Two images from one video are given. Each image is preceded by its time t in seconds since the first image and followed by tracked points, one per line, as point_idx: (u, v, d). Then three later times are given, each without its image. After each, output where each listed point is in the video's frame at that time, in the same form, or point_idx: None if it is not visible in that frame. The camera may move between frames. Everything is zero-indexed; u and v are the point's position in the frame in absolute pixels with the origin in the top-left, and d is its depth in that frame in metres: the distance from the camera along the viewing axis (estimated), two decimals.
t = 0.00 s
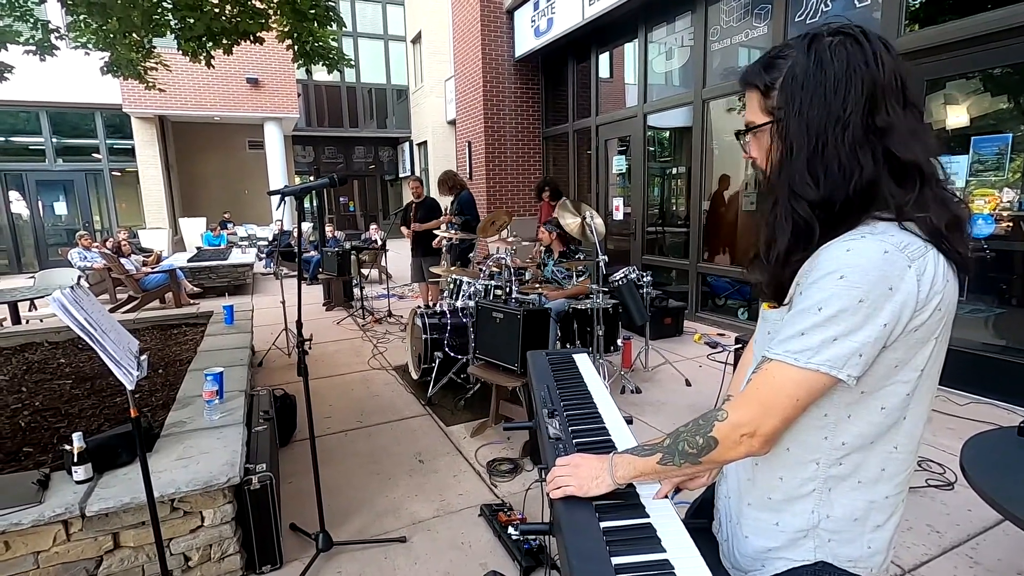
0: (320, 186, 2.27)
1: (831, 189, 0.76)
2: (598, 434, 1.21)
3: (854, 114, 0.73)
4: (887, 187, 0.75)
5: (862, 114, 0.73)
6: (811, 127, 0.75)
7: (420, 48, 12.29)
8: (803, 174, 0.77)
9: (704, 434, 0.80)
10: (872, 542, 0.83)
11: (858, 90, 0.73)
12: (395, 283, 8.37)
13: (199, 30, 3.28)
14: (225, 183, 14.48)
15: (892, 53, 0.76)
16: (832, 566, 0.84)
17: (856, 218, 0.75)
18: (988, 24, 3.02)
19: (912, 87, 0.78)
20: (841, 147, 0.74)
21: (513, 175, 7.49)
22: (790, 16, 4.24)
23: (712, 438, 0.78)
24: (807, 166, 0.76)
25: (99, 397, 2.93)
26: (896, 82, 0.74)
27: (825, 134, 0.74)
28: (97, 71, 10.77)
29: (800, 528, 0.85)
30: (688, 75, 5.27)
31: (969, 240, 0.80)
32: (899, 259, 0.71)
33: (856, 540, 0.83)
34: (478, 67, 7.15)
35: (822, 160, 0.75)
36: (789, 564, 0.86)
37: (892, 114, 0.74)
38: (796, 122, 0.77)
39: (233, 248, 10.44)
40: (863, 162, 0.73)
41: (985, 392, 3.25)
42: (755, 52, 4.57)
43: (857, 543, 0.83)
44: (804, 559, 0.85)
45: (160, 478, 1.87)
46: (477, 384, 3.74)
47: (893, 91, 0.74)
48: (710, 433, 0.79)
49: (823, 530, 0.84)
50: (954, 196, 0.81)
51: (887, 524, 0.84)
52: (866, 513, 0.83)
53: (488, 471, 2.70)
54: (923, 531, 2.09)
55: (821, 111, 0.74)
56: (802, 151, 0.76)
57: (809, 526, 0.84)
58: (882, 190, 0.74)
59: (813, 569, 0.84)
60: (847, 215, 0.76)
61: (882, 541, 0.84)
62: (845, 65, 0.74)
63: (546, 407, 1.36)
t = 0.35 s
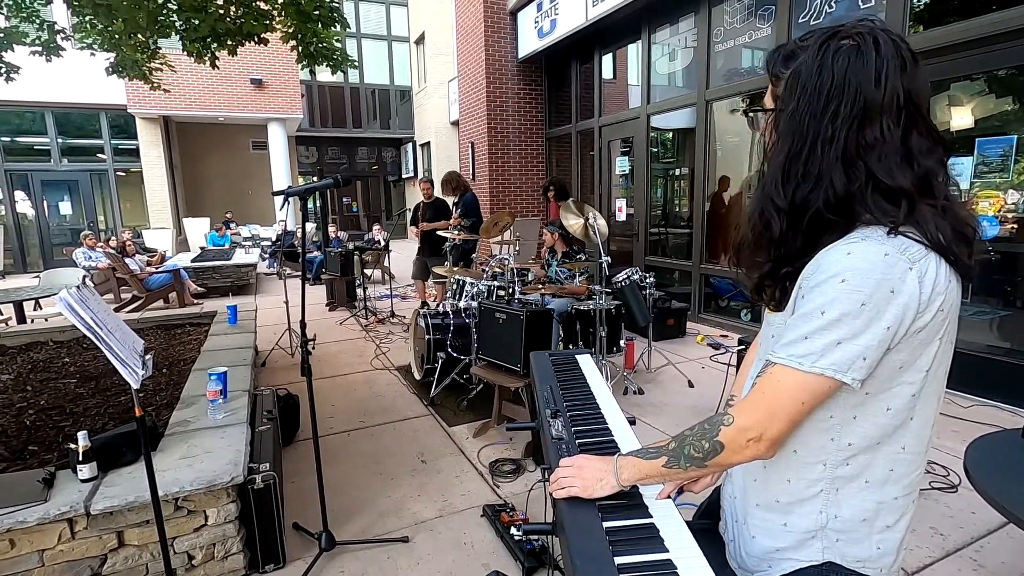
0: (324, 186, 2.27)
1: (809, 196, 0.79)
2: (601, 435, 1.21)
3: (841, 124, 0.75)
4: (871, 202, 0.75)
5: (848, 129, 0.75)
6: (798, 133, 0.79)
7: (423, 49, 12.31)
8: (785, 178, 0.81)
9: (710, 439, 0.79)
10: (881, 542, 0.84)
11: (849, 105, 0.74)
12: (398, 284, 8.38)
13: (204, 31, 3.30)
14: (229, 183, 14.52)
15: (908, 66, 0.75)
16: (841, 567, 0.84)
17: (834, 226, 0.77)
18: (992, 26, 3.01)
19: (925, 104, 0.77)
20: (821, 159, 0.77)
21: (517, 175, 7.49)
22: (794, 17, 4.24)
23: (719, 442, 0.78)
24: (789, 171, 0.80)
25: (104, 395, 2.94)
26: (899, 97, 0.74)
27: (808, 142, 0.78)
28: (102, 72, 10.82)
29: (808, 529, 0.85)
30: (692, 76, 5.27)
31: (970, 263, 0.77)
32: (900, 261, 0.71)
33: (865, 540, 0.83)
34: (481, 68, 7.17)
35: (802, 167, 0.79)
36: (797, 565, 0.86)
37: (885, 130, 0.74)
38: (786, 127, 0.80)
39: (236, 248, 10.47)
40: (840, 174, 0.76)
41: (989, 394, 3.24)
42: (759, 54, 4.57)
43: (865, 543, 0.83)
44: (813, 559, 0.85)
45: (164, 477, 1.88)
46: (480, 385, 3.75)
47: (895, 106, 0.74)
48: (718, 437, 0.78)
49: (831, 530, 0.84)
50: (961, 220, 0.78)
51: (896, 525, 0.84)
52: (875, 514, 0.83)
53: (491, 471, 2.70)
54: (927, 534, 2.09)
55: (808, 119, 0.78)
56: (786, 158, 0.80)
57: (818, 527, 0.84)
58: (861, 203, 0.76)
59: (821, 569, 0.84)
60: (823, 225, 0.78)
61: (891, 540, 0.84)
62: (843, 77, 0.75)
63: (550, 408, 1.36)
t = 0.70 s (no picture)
0: (325, 189, 2.28)
1: (799, 198, 0.79)
2: (603, 436, 1.22)
3: (821, 124, 0.76)
4: (860, 199, 0.76)
5: (827, 129, 0.76)
6: (781, 137, 0.79)
7: (424, 52, 12.34)
8: (773, 182, 0.81)
9: (712, 443, 0.78)
10: (891, 541, 0.83)
11: (825, 105, 0.75)
12: (400, 286, 8.39)
13: (207, 34, 3.31)
14: (231, 185, 14.55)
15: (874, 64, 0.76)
16: (849, 567, 0.84)
17: (827, 225, 0.77)
18: (993, 27, 3.02)
19: (898, 98, 0.78)
20: (806, 160, 0.77)
21: (518, 177, 7.51)
22: (795, 18, 4.25)
23: (721, 446, 0.77)
24: (774, 175, 0.80)
25: (106, 398, 2.95)
26: (872, 93, 0.75)
27: (792, 145, 0.78)
28: (105, 75, 10.86)
29: (816, 530, 0.85)
30: (692, 77, 5.28)
31: (963, 256, 0.78)
32: (891, 260, 0.71)
33: (874, 539, 0.83)
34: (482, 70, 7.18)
35: (789, 170, 0.79)
36: (806, 566, 0.86)
37: (865, 126, 0.75)
38: (768, 132, 0.80)
39: (238, 250, 10.50)
40: (827, 173, 0.76)
41: (991, 395, 3.23)
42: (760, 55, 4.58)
43: (875, 543, 0.83)
44: (822, 560, 0.85)
45: (167, 479, 1.89)
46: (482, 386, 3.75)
47: (870, 103, 0.75)
48: (719, 441, 0.77)
49: (839, 530, 0.84)
50: (949, 210, 0.79)
51: (905, 523, 0.84)
52: (882, 513, 0.83)
53: (492, 473, 2.70)
54: (929, 535, 2.09)
55: (790, 123, 0.78)
56: (771, 163, 0.80)
57: (825, 527, 0.84)
58: (850, 200, 0.76)
59: (831, 570, 0.84)
60: (815, 225, 0.78)
61: (901, 539, 0.84)
62: (814, 79, 0.76)
63: (551, 408, 1.37)
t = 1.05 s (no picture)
0: (326, 190, 2.29)
1: (795, 199, 0.78)
2: (603, 437, 1.21)
3: (815, 121, 0.75)
4: (856, 192, 0.76)
5: (822, 125, 0.75)
6: (774, 140, 0.78)
7: (425, 53, 12.35)
8: (771, 184, 0.80)
9: (744, 458, 0.76)
10: (895, 543, 0.83)
11: (818, 101, 0.75)
12: (400, 287, 8.40)
13: (207, 36, 3.32)
14: (232, 187, 14.56)
15: (855, 60, 0.78)
16: (852, 569, 0.84)
17: (826, 221, 0.77)
18: (994, 28, 3.02)
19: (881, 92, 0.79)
20: (802, 157, 0.76)
21: (518, 178, 7.52)
22: (795, 19, 4.26)
23: (755, 462, 0.75)
24: (770, 178, 0.80)
25: (107, 399, 2.95)
26: (859, 87, 0.76)
27: (786, 147, 0.77)
28: (106, 76, 10.87)
29: (819, 533, 0.85)
30: (692, 78, 5.28)
31: (956, 242, 0.80)
32: (889, 258, 0.71)
33: (877, 541, 0.83)
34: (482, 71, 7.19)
35: (784, 171, 0.78)
36: (810, 568, 0.86)
37: (856, 117, 0.75)
38: (760, 135, 0.79)
39: (238, 251, 10.51)
40: (825, 169, 0.76)
41: (992, 397, 3.23)
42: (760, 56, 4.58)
43: (879, 545, 0.83)
44: (825, 563, 0.85)
45: (167, 480, 1.89)
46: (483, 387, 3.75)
47: (857, 97, 0.75)
48: (752, 457, 0.76)
49: (842, 533, 0.84)
50: (933, 197, 0.81)
51: (909, 524, 0.84)
52: (886, 514, 0.83)
53: (492, 475, 2.70)
54: (930, 537, 2.08)
55: (783, 124, 0.77)
56: (767, 164, 0.79)
57: (828, 530, 0.84)
58: (847, 194, 0.76)
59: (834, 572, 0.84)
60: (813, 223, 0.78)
61: (905, 540, 0.84)
62: (804, 77, 0.76)
63: (551, 410, 1.37)
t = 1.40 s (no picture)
0: (325, 191, 2.28)
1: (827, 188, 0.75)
2: (603, 438, 1.21)
3: (832, 108, 0.74)
4: (874, 174, 0.75)
5: (837, 111, 0.74)
6: (798, 131, 0.74)
7: (425, 53, 12.35)
8: (802, 176, 0.75)
9: (859, 476, 0.69)
10: (895, 537, 0.83)
11: (827, 91, 0.74)
12: (400, 288, 8.40)
13: (207, 36, 3.32)
14: (231, 187, 14.57)
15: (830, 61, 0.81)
16: (850, 563, 0.84)
17: (859, 209, 0.74)
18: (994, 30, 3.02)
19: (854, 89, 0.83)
20: (827, 145, 0.74)
21: (519, 178, 7.53)
22: (795, 20, 4.27)
23: (872, 480, 0.68)
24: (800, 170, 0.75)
25: (106, 399, 2.95)
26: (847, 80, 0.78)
27: (812, 138, 0.74)
28: (106, 77, 10.87)
29: (822, 528, 0.84)
30: (692, 79, 5.28)
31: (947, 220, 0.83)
32: (898, 255, 0.67)
33: (880, 535, 0.83)
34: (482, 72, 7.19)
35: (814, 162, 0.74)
36: (809, 562, 0.86)
37: (859, 105, 0.76)
38: (781, 128, 0.75)
39: (238, 252, 10.50)
40: (849, 157, 0.74)
41: (992, 398, 3.23)
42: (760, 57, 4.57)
43: (880, 540, 0.83)
44: (824, 558, 0.85)
45: (166, 480, 1.89)
46: (482, 388, 3.75)
47: (852, 92, 0.78)
48: (867, 475, 0.68)
49: (845, 528, 0.83)
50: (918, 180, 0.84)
51: (907, 519, 0.84)
52: (889, 509, 0.83)
53: (492, 476, 2.70)
54: (929, 538, 2.08)
55: (804, 116, 0.74)
56: (795, 157, 0.75)
57: (832, 526, 0.84)
58: (869, 181, 0.75)
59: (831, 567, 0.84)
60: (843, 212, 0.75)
61: (903, 534, 0.84)
62: (811, 71, 0.75)
63: (550, 411, 1.37)
